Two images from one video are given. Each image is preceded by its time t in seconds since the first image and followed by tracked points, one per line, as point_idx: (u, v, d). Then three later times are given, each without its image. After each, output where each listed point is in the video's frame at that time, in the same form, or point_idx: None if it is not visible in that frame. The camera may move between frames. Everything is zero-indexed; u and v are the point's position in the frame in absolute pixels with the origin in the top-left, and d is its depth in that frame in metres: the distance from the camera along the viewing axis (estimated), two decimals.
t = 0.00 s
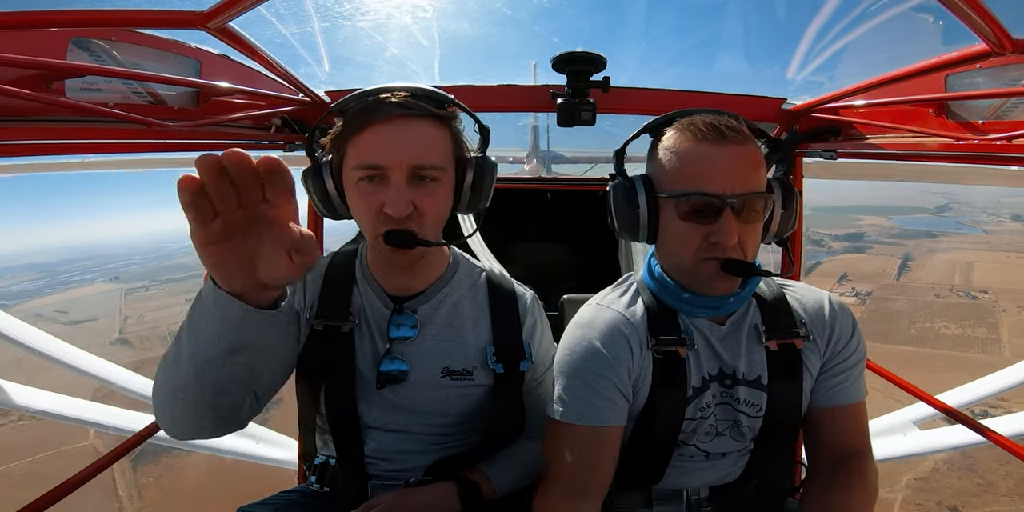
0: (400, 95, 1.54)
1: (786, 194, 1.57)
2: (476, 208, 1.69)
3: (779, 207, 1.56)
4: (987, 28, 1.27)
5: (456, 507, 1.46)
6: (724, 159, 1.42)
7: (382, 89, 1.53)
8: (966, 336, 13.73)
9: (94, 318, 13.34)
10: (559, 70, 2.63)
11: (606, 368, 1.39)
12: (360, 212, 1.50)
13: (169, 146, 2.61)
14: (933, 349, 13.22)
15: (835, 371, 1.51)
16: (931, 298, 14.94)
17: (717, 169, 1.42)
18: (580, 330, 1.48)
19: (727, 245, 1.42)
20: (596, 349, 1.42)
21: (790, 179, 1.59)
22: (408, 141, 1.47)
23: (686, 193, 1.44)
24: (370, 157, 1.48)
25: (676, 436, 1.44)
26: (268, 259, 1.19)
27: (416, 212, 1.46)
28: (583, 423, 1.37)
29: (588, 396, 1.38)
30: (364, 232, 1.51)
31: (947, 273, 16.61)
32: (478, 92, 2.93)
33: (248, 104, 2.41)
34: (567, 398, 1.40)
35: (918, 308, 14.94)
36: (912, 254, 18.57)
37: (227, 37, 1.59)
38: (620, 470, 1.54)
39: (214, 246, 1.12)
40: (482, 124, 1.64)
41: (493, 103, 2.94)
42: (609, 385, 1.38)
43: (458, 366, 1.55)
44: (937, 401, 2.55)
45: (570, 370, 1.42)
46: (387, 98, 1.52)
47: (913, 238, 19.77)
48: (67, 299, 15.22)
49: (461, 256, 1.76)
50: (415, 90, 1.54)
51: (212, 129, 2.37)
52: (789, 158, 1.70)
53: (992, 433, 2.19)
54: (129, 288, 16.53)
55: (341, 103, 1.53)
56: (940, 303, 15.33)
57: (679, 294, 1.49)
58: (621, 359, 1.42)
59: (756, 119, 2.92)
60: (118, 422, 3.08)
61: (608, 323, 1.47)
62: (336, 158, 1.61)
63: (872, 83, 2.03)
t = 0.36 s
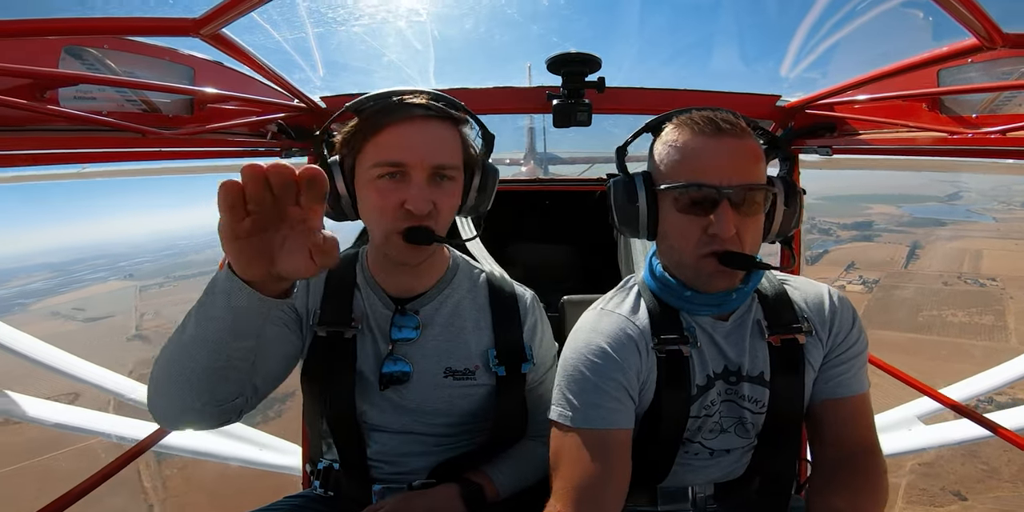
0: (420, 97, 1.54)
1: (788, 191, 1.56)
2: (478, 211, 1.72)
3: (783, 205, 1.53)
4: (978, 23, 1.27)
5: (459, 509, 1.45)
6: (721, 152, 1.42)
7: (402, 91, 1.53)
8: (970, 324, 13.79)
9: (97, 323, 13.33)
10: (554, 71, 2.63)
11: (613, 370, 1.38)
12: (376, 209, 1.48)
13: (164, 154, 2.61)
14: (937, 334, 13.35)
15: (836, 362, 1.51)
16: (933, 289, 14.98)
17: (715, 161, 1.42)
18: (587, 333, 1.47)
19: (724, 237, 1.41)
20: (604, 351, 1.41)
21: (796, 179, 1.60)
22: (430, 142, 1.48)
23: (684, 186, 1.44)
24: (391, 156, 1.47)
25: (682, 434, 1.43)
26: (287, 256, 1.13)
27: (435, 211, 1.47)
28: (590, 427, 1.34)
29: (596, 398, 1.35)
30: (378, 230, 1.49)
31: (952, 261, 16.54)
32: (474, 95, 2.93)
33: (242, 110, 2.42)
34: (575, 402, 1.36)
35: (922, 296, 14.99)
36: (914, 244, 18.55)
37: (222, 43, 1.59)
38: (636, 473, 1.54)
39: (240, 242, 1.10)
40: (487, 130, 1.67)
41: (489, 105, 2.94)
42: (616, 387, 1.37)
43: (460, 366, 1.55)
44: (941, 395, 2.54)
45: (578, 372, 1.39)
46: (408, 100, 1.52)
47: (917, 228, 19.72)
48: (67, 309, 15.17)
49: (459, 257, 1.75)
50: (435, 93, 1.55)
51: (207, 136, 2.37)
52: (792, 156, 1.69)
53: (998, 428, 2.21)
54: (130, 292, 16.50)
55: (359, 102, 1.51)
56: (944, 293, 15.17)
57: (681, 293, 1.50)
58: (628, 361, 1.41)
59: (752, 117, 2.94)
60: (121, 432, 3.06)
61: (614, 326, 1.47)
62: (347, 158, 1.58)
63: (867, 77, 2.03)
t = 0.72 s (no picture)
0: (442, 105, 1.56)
1: (783, 194, 1.55)
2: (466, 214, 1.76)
3: (775, 206, 1.52)
4: (980, 24, 1.26)
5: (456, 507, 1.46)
6: (702, 154, 1.44)
7: (427, 97, 1.53)
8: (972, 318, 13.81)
9: (102, 314, 13.37)
10: (554, 70, 2.63)
11: (616, 379, 1.38)
12: (399, 213, 1.45)
13: (164, 150, 2.60)
14: (939, 325, 13.42)
15: (832, 361, 1.51)
16: (934, 285, 14.98)
17: (695, 163, 1.44)
18: (588, 341, 1.46)
19: (705, 237, 1.41)
20: (606, 358, 1.40)
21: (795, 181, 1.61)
22: (454, 151, 1.53)
23: (666, 188, 1.46)
24: (418, 162, 1.47)
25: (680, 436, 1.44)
26: (332, 199, 1.14)
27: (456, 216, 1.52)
28: (593, 436, 1.32)
29: (598, 407, 1.34)
30: (398, 236, 1.46)
31: (957, 253, 16.51)
32: (474, 92, 2.93)
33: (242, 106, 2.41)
34: (578, 411, 1.35)
35: (924, 289, 15.04)
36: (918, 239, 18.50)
37: (220, 39, 1.58)
38: (637, 477, 1.54)
39: (298, 179, 1.09)
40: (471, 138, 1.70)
41: (488, 103, 2.94)
42: (619, 396, 1.36)
43: (447, 360, 1.55)
44: (937, 396, 2.54)
45: (580, 380, 1.38)
46: (435, 107, 1.52)
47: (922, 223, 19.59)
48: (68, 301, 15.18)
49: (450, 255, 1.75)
50: (455, 105, 1.59)
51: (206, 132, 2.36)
52: (791, 160, 1.66)
53: (992, 429, 2.20)
54: (136, 283, 16.56)
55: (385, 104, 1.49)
56: (947, 283, 15.24)
57: (675, 297, 1.50)
58: (630, 368, 1.41)
59: (753, 117, 2.94)
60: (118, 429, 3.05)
61: (616, 333, 1.46)
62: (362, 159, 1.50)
63: (867, 78, 2.03)
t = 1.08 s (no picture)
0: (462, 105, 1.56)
1: (782, 190, 1.53)
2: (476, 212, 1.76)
3: (774, 203, 1.50)
4: (984, 21, 1.26)
5: (463, 506, 1.45)
6: (698, 145, 1.45)
7: (447, 97, 1.52)
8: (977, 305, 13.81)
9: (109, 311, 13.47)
10: (556, 68, 2.63)
11: (624, 382, 1.37)
12: (424, 216, 1.49)
13: (168, 150, 2.61)
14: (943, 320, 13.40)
15: (837, 358, 1.50)
16: (937, 280, 14.95)
17: (689, 154, 1.44)
18: (593, 344, 1.46)
19: (699, 226, 1.41)
20: (614, 362, 1.39)
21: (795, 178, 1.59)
22: (475, 151, 1.54)
23: (661, 178, 1.46)
24: (443, 164, 1.48)
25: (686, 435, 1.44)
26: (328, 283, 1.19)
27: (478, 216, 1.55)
28: (599, 440, 1.32)
29: (606, 410, 1.33)
30: (425, 237, 1.49)
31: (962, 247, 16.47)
32: (477, 91, 2.93)
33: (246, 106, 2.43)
34: (585, 415, 1.34)
35: (928, 283, 15.01)
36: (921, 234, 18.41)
37: (224, 39, 1.58)
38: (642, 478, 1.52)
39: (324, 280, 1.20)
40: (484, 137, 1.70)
41: (491, 101, 2.94)
42: (627, 400, 1.35)
43: (462, 360, 1.55)
44: (944, 394, 2.52)
45: (588, 383, 1.38)
46: (457, 107, 1.52)
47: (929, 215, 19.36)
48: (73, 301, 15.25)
49: (462, 256, 1.75)
50: (472, 104, 1.59)
51: (210, 132, 2.37)
52: (790, 152, 1.67)
53: (997, 425, 2.20)
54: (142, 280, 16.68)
55: (408, 105, 1.48)
56: (950, 275, 15.16)
57: (678, 294, 1.49)
58: (638, 373, 1.39)
59: (757, 114, 2.94)
60: (125, 427, 3.08)
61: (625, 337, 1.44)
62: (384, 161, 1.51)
63: (871, 75, 2.02)
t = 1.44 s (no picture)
0: (450, 107, 1.52)
1: (796, 186, 1.54)
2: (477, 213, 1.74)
3: (787, 198, 1.50)
4: (988, 14, 1.24)
5: (470, 505, 1.45)
6: (711, 141, 1.44)
7: (434, 99, 1.50)
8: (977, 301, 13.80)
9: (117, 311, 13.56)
10: (559, 65, 2.62)
11: (622, 376, 1.41)
12: (407, 220, 1.47)
13: (172, 154, 2.62)
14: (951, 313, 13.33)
15: (847, 362, 1.49)
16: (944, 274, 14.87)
17: (701, 150, 1.44)
18: (590, 339, 1.49)
19: (712, 223, 1.41)
20: (610, 354, 1.44)
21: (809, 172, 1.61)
22: (462, 155, 1.50)
23: (674, 174, 1.45)
24: (425, 168, 1.46)
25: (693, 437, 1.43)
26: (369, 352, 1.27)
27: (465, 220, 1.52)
28: (602, 430, 1.39)
29: (605, 402, 1.39)
30: (405, 241, 1.48)
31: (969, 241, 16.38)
32: (479, 90, 2.93)
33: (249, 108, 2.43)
34: (586, 404, 1.41)
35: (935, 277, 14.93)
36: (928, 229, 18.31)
37: (226, 42, 1.59)
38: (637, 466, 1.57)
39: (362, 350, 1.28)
40: (481, 137, 1.65)
41: (494, 100, 2.95)
42: (625, 393, 1.40)
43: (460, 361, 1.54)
44: (953, 389, 2.54)
45: (586, 376, 1.43)
46: (442, 109, 1.49)
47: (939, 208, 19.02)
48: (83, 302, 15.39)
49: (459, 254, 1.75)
50: (462, 105, 1.55)
51: (215, 135, 2.38)
52: (803, 150, 1.65)
53: (1010, 421, 2.19)
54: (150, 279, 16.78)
55: (392, 108, 1.46)
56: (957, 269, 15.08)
57: (689, 292, 1.49)
58: (634, 366, 1.43)
59: (761, 109, 2.93)
60: (134, 428, 3.09)
61: (617, 329, 1.48)
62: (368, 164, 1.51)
63: (876, 69, 2.00)
